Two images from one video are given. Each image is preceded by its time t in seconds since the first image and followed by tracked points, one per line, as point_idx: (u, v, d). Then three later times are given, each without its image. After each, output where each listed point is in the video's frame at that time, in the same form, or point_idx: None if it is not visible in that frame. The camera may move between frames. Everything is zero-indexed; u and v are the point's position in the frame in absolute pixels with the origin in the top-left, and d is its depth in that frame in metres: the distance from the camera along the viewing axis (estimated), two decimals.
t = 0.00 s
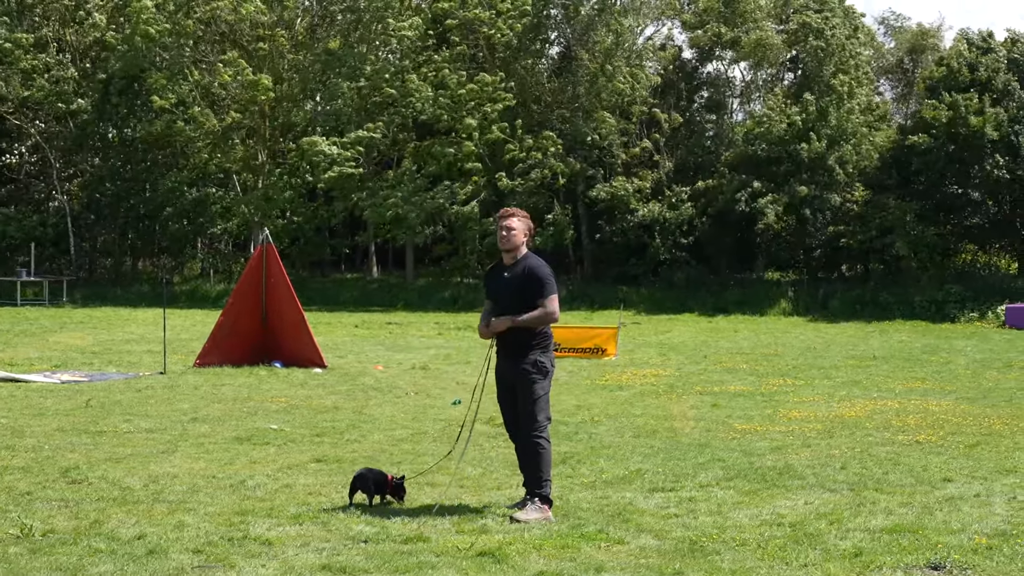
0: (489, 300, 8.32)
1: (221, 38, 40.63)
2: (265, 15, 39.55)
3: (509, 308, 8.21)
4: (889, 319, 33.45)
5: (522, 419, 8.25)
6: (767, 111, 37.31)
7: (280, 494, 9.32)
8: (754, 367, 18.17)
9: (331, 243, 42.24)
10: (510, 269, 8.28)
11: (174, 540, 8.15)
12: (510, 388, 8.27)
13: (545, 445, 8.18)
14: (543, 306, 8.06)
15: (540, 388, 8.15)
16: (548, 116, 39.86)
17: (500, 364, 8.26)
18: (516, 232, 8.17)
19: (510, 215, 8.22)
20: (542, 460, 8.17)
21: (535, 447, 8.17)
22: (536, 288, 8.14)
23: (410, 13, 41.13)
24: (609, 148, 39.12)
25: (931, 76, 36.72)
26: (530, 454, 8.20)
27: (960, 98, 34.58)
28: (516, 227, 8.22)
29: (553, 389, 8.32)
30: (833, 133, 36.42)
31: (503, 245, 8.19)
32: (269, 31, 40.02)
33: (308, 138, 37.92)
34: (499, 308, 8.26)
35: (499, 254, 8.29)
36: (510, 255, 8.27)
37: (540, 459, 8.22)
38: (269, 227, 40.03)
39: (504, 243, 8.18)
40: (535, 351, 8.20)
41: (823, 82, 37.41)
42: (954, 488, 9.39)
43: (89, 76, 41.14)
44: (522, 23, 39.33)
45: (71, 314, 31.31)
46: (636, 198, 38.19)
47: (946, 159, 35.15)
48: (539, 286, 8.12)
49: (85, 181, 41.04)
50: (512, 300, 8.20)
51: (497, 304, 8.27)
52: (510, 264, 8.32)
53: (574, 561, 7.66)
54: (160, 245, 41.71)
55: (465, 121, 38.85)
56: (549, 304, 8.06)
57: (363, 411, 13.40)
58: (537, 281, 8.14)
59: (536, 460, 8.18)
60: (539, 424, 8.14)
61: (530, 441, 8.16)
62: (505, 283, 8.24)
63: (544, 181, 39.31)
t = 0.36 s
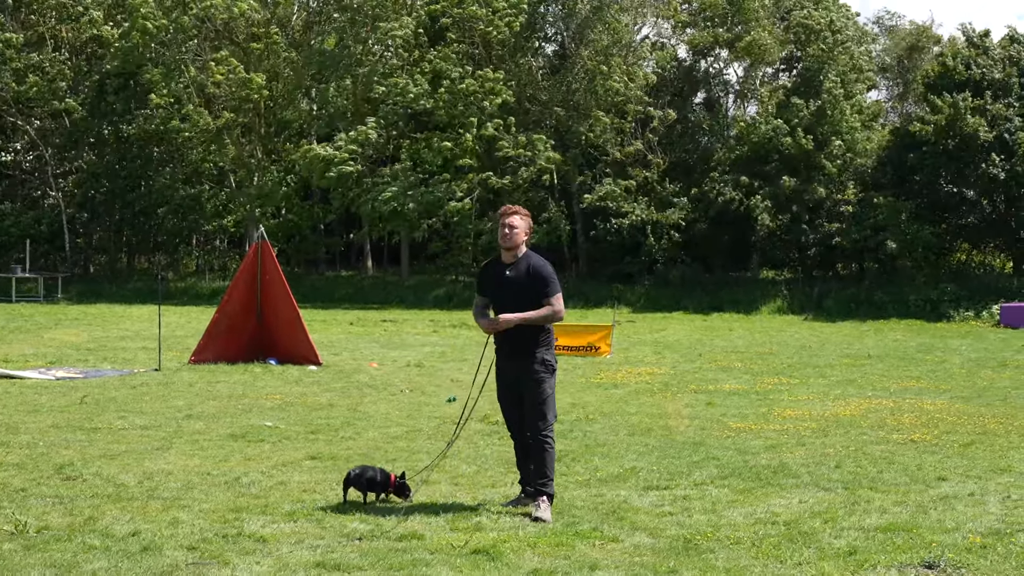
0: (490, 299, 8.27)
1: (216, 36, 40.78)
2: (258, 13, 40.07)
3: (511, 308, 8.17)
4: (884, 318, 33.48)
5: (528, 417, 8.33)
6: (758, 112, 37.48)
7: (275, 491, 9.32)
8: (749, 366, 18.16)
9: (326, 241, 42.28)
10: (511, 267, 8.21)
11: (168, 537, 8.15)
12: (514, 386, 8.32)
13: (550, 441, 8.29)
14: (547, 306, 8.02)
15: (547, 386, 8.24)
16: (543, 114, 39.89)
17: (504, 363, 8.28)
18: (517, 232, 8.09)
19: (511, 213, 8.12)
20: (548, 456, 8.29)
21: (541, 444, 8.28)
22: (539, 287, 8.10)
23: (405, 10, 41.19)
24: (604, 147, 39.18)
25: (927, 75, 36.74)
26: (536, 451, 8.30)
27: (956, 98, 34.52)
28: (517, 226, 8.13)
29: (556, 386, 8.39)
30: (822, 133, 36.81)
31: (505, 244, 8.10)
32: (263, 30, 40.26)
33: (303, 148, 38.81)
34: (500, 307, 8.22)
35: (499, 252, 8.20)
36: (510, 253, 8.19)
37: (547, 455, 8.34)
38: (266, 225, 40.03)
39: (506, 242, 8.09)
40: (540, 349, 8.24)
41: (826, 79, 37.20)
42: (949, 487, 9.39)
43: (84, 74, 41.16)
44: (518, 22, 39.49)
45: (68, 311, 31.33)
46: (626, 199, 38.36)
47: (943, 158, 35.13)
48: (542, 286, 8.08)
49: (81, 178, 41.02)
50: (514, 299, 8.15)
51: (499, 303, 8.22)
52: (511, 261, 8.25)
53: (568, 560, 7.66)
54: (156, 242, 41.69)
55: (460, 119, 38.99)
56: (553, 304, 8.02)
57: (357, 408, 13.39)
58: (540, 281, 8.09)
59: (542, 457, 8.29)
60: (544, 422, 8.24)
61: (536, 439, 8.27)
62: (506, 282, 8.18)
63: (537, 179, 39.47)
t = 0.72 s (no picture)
0: (503, 292, 8.22)
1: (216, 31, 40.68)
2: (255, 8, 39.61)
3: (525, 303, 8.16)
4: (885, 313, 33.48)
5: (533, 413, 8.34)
6: (757, 110, 37.71)
7: (274, 486, 9.32)
8: (749, 361, 18.16)
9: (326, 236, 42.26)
10: (526, 262, 8.19)
11: (168, 532, 8.17)
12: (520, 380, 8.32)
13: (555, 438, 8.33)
14: (564, 303, 8.04)
15: (555, 384, 8.28)
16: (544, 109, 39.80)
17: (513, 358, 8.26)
18: (537, 227, 8.08)
19: (531, 208, 8.09)
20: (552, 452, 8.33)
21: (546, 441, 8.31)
22: (556, 284, 8.12)
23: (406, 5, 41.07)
24: (604, 142, 39.15)
25: (929, 71, 36.64)
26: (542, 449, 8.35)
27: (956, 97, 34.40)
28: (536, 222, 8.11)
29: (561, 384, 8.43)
30: (821, 130, 36.85)
31: (523, 239, 8.07)
32: (261, 25, 39.90)
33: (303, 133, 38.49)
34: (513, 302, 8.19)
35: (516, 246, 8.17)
36: (527, 247, 8.17)
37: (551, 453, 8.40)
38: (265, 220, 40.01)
39: (523, 237, 8.06)
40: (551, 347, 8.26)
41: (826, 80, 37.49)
42: (948, 482, 9.39)
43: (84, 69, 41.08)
44: (520, 16, 39.43)
45: (68, 306, 31.34)
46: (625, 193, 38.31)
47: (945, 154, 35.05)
48: (559, 283, 8.10)
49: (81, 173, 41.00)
50: (530, 295, 8.14)
51: (513, 297, 8.19)
52: (527, 256, 8.23)
53: (567, 554, 7.68)
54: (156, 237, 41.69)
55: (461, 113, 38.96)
56: (569, 302, 8.05)
57: (357, 404, 13.40)
58: (557, 279, 8.11)
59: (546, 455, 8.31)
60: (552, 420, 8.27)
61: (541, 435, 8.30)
62: (522, 276, 8.16)
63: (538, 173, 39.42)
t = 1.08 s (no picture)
0: (513, 285, 8.04)
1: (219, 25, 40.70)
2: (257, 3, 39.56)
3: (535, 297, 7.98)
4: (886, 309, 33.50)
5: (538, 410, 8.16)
6: (759, 106, 37.83)
7: (276, 481, 9.32)
8: (751, 357, 18.15)
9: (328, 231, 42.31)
10: (538, 255, 8.03)
11: (169, 527, 8.19)
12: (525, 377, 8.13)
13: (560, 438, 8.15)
14: (575, 297, 7.88)
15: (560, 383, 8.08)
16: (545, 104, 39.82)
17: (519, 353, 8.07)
18: (550, 220, 7.92)
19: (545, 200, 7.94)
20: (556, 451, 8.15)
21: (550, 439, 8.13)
22: (567, 278, 7.96)
23: None
24: (606, 137, 39.13)
25: (932, 67, 36.61)
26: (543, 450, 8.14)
27: (956, 97, 34.40)
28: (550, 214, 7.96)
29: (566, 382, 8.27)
30: (824, 129, 36.75)
31: (535, 231, 7.90)
32: (261, 19, 39.99)
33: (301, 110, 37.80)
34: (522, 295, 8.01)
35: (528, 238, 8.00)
36: (539, 240, 8.01)
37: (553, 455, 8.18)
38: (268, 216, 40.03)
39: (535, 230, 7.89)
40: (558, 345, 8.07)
41: (829, 74, 37.43)
42: (950, 478, 9.39)
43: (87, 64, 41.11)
44: (523, 12, 39.42)
45: (70, 301, 31.38)
46: (630, 185, 38.24)
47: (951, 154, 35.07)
48: (571, 278, 7.94)
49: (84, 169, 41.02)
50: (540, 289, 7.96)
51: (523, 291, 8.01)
52: (539, 250, 8.05)
53: (568, 550, 7.70)
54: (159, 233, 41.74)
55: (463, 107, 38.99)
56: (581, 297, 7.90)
57: (359, 399, 13.39)
58: (569, 273, 7.96)
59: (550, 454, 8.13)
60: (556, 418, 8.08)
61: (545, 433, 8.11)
62: (533, 269, 7.99)
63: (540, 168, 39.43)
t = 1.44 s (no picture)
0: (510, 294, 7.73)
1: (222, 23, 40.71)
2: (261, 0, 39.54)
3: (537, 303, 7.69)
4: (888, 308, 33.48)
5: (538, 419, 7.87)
6: (767, 102, 37.28)
7: (278, 479, 9.33)
8: (753, 355, 18.15)
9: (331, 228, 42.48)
10: (536, 263, 7.71)
11: (171, 524, 8.21)
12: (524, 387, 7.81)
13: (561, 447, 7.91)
14: (575, 307, 7.66)
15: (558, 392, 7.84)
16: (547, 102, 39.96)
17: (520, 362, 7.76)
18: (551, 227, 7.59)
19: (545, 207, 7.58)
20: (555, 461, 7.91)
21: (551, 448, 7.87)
22: (567, 286, 7.72)
23: None
24: (609, 135, 39.14)
25: (935, 65, 36.58)
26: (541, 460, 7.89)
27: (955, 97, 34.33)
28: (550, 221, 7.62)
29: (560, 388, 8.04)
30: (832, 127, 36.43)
31: (535, 241, 7.57)
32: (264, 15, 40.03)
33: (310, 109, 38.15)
34: (521, 303, 7.71)
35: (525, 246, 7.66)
36: (536, 248, 7.69)
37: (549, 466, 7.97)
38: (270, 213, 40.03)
39: (535, 239, 7.55)
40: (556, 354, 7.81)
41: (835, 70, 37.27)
42: (952, 476, 9.39)
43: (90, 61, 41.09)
44: (525, 9, 39.42)
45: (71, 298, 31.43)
46: (635, 182, 38.27)
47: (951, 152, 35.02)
48: (571, 285, 7.71)
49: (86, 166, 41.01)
50: (540, 297, 7.69)
51: (523, 299, 7.70)
52: (536, 258, 7.74)
53: (570, 548, 7.71)
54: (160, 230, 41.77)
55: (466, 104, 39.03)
56: (580, 306, 7.67)
57: (361, 397, 13.40)
58: (568, 281, 7.71)
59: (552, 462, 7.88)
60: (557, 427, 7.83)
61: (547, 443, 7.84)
62: (532, 278, 7.69)
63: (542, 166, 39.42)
